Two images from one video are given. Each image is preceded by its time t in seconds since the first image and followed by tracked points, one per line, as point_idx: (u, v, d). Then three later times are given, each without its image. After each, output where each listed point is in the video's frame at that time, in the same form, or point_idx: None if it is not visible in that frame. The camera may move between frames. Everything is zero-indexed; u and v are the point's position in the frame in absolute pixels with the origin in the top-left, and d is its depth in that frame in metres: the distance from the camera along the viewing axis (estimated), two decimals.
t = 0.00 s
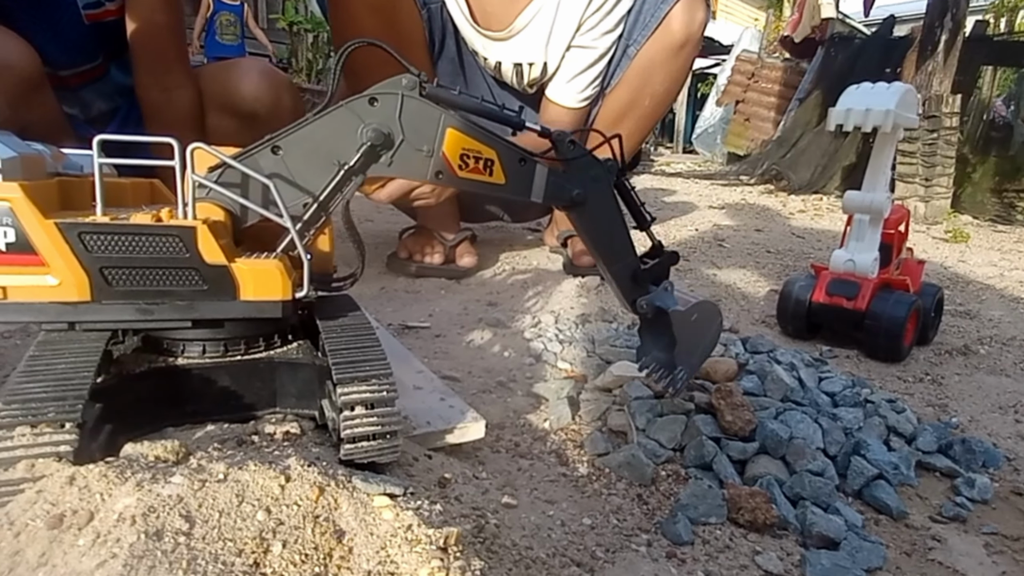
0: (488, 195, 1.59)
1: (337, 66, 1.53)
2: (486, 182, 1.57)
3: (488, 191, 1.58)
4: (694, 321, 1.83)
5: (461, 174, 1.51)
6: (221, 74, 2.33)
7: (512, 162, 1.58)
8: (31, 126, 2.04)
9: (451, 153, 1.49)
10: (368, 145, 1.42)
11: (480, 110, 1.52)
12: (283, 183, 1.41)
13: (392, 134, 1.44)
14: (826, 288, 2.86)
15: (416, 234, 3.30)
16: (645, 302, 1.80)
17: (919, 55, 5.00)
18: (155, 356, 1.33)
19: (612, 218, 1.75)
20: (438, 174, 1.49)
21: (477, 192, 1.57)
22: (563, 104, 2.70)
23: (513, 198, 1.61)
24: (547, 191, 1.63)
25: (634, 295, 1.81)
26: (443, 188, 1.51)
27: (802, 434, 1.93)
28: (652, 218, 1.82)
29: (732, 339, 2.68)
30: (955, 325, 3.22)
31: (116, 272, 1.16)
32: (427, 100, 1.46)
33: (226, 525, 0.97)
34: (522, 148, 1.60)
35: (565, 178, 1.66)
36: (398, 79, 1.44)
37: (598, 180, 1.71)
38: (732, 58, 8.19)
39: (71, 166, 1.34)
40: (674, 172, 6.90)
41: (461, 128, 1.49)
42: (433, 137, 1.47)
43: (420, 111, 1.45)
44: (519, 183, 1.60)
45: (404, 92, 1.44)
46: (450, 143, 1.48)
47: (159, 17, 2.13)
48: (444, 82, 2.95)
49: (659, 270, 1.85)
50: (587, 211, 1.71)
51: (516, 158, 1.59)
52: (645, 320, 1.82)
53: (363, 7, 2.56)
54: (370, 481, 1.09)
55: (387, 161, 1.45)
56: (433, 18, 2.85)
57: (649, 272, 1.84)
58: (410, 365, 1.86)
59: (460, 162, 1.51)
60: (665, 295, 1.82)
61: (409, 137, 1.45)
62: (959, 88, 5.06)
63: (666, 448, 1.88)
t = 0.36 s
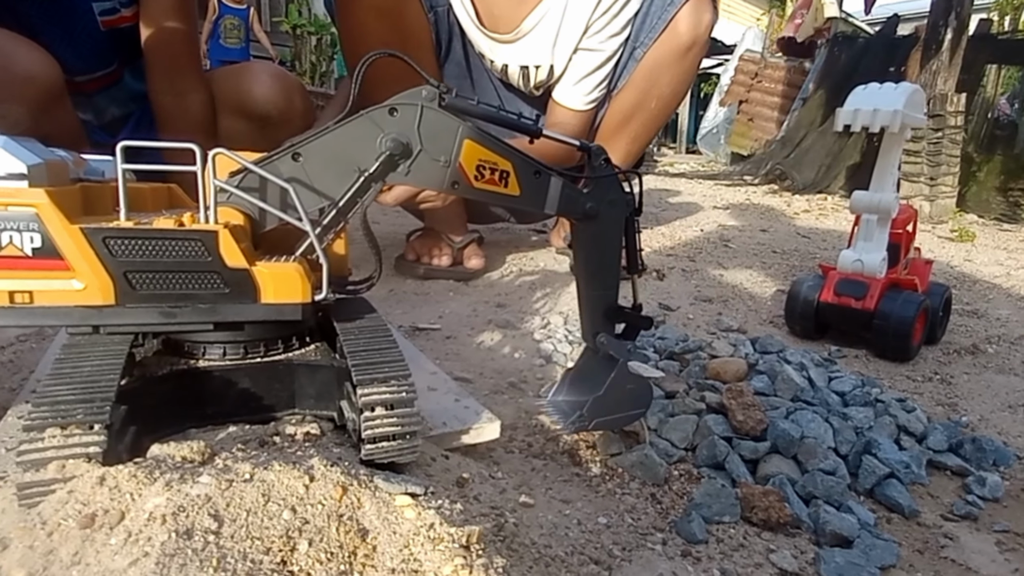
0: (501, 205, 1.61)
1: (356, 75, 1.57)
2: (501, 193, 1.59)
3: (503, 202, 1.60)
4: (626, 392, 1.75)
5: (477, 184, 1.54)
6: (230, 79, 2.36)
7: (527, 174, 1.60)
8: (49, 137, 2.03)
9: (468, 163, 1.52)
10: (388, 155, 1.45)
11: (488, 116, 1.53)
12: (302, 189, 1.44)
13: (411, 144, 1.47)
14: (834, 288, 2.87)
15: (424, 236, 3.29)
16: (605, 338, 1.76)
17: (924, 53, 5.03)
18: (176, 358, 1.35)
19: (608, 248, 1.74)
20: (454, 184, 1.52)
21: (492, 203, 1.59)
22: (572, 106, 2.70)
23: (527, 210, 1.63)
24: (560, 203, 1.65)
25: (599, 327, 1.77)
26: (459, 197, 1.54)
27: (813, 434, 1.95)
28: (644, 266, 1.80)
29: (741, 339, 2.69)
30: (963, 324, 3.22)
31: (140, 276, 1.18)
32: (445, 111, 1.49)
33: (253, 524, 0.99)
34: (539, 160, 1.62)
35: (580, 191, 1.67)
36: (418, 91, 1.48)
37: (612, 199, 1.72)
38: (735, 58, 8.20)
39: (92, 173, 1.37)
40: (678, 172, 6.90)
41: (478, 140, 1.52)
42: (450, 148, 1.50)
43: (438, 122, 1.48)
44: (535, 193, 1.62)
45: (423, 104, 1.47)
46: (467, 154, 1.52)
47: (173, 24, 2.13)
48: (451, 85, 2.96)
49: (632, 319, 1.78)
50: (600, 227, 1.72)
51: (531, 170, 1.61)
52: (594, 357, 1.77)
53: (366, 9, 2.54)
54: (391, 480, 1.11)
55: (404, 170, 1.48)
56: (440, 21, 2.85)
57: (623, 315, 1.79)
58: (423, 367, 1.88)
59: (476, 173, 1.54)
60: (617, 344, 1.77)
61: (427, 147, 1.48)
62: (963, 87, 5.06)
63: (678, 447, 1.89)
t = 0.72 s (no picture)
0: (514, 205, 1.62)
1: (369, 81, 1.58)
2: (514, 194, 1.60)
3: (517, 203, 1.61)
4: (603, 400, 1.69)
5: (490, 184, 1.54)
6: (238, 83, 2.36)
7: (539, 175, 1.61)
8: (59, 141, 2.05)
9: (481, 164, 1.53)
10: (402, 156, 1.46)
11: (499, 116, 1.55)
12: (319, 191, 1.45)
13: (424, 145, 1.48)
14: (841, 288, 2.87)
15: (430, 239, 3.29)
16: (596, 340, 1.76)
17: (924, 55, 5.00)
18: (195, 361, 1.36)
19: (613, 251, 1.74)
20: (467, 185, 1.53)
21: (505, 204, 1.60)
22: (576, 108, 2.73)
23: (541, 210, 1.63)
24: (572, 204, 1.66)
25: (592, 329, 1.77)
26: (473, 198, 1.54)
27: (824, 434, 1.95)
28: (644, 276, 1.80)
29: (749, 340, 2.69)
30: (969, 324, 3.23)
31: (160, 280, 1.19)
32: (458, 112, 1.50)
33: (279, 524, 1.01)
34: (551, 161, 1.63)
35: (591, 191, 1.69)
36: (431, 92, 1.49)
37: (625, 202, 1.74)
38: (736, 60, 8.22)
39: (110, 177, 1.38)
40: (681, 174, 6.91)
41: (490, 140, 1.53)
42: (463, 149, 1.51)
43: (451, 124, 1.49)
44: (548, 191, 1.63)
45: (436, 105, 1.48)
46: (480, 155, 1.52)
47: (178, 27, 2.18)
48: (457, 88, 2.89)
49: (623, 327, 1.78)
50: (611, 226, 1.72)
51: (542, 170, 1.61)
52: (579, 358, 1.76)
53: (375, 9, 2.46)
54: (412, 482, 1.12)
55: (418, 171, 1.49)
56: (446, 24, 2.84)
57: (615, 322, 1.78)
58: (435, 369, 1.88)
59: (489, 174, 1.55)
60: (605, 349, 1.75)
61: (440, 149, 1.49)
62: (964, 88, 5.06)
63: (690, 448, 1.90)
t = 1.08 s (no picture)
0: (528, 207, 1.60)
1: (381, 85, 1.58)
2: (527, 196, 1.59)
3: (530, 204, 1.60)
4: (621, 401, 1.70)
5: (503, 185, 1.53)
6: (241, 87, 2.34)
7: (552, 176, 1.60)
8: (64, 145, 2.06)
9: (494, 165, 1.52)
10: (416, 158, 1.46)
11: (510, 117, 1.52)
12: (333, 193, 1.45)
13: (438, 147, 1.48)
14: (847, 289, 2.86)
15: (432, 241, 3.09)
16: (609, 341, 1.74)
17: (924, 53, 5.01)
18: (212, 364, 1.37)
19: (625, 253, 1.72)
20: (480, 186, 1.52)
21: (519, 205, 1.59)
22: (580, 108, 2.72)
23: (554, 211, 1.62)
24: (584, 205, 1.65)
25: (604, 329, 1.75)
26: (487, 199, 1.54)
27: (836, 435, 1.95)
28: (658, 274, 1.78)
29: (756, 341, 2.69)
30: (974, 325, 3.23)
31: (180, 284, 1.23)
32: (472, 113, 1.49)
33: (305, 527, 1.02)
34: (563, 161, 1.62)
35: (603, 191, 1.67)
36: (445, 94, 1.48)
37: (637, 203, 1.72)
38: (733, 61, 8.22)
39: (127, 181, 1.39)
40: (679, 176, 6.90)
41: (503, 141, 1.52)
42: (477, 151, 1.50)
43: (465, 125, 1.49)
44: (561, 192, 1.61)
45: (449, 107, 1.47)
46: (493, 156, 1.52)
47: (181, 32, 2.14)
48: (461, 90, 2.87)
49: (637, 326, 1.77)
50: (621, 226, 1.70)
51: (555, 170, 1.60)
52: (593, 359, 1.75)
53: (381, 13, 2.42)
54: (434, 484, 1.13)
55: (432, 173, 1.49)
56: (451, 26, 2.77)
57: (628, 321, 1.77)
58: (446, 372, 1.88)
59: (503, 175, 1.54)
60: (619, 349, 1.75)
61: (453, 150, 1.49)
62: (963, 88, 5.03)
63: (701, 450, 1.90)
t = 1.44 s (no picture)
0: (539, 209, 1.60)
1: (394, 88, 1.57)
2: (539, 199, 1.59)
3: (542, 207, 1.59)
4: (631, 402, 1.72)
5: (515, 188, 1.53)
6: (241, 88, 2.32)
7: (564, 178, 1.60)
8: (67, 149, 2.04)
9: (506, 168, 1.52)
10: (429, 161, 1.46)
11: (521, 120, 1.53)
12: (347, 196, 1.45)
13: (451, 150, 1.48)
14: (852, 289, 2.86)
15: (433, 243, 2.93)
16: (620, 343, 1.75)
17: (922, 51, 5.03)
18: (227, 369, 1.37)
19: (636, 255, 1.73)
20: (493, 189, 1.52)
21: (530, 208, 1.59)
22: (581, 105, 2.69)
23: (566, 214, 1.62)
24: (596, 207, 1.65)
25: (614, 332, 1.76)
26: (499, 202, 1.54)
27: (847, 435, 1.95)
28: (668, 276, 1.78)
29: (763, 342, 2.68)
30: (978, 324, 3.23)
31: (197, 289, 1.23)
32: (484, 116, 1.49)
33: (328, 533, 1.04)
34: (575, 163, 1.62)
35: (614, 193, 1.67)
36: (457, 97, 1.48)
37: (648, 205, 1.72)
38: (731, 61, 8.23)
39: (140, 186, 1.38)
40: (679, 176, 6.89)
41: (515, 144, 1.52)
42: (489, 154, 1.50)
43: (477, 128, 1.48)
44: (573, 195, 1.61)
45: (462, 109, 1.47)
46: (505, 158, 1.51)
47: (183, 36, 2.09)
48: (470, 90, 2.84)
49: (647, 328, 1.76)
50: (632, 228, 1.70)
51: (567, 173, 1.60)
52: (604, 361, 1.76)
53: (397, 11, 2.40)
54: (453, 488, 1.17)
55: (445, 176, 1.48)
56: (463, 25, 2.74)
57: (639, 324, 1.76)
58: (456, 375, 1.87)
59: (515, 177, 1.54)
60: (630, 351, 1.75)
61: (466, 153, 1.48)
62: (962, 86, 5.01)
63: (713, 451, 1.89)
